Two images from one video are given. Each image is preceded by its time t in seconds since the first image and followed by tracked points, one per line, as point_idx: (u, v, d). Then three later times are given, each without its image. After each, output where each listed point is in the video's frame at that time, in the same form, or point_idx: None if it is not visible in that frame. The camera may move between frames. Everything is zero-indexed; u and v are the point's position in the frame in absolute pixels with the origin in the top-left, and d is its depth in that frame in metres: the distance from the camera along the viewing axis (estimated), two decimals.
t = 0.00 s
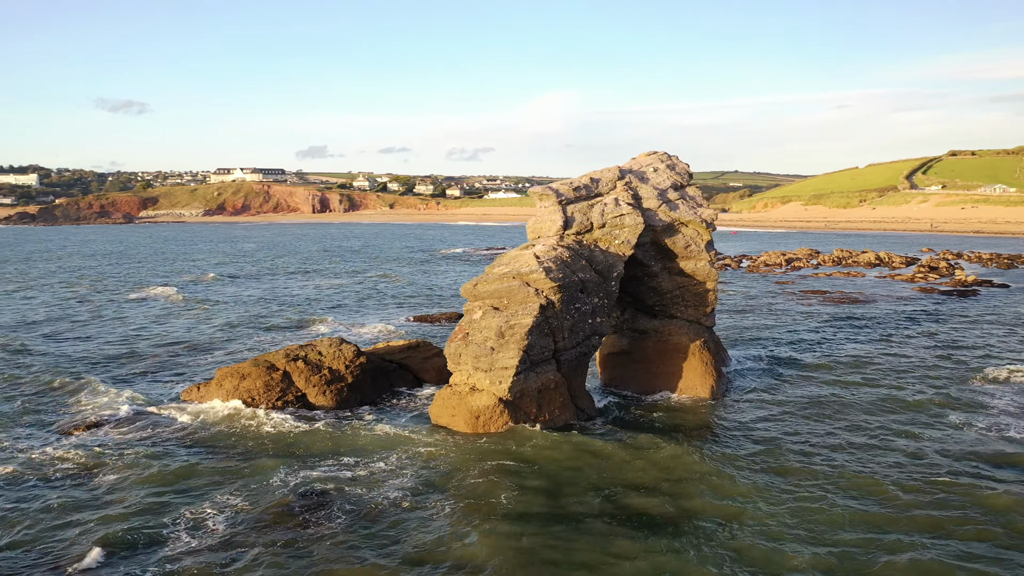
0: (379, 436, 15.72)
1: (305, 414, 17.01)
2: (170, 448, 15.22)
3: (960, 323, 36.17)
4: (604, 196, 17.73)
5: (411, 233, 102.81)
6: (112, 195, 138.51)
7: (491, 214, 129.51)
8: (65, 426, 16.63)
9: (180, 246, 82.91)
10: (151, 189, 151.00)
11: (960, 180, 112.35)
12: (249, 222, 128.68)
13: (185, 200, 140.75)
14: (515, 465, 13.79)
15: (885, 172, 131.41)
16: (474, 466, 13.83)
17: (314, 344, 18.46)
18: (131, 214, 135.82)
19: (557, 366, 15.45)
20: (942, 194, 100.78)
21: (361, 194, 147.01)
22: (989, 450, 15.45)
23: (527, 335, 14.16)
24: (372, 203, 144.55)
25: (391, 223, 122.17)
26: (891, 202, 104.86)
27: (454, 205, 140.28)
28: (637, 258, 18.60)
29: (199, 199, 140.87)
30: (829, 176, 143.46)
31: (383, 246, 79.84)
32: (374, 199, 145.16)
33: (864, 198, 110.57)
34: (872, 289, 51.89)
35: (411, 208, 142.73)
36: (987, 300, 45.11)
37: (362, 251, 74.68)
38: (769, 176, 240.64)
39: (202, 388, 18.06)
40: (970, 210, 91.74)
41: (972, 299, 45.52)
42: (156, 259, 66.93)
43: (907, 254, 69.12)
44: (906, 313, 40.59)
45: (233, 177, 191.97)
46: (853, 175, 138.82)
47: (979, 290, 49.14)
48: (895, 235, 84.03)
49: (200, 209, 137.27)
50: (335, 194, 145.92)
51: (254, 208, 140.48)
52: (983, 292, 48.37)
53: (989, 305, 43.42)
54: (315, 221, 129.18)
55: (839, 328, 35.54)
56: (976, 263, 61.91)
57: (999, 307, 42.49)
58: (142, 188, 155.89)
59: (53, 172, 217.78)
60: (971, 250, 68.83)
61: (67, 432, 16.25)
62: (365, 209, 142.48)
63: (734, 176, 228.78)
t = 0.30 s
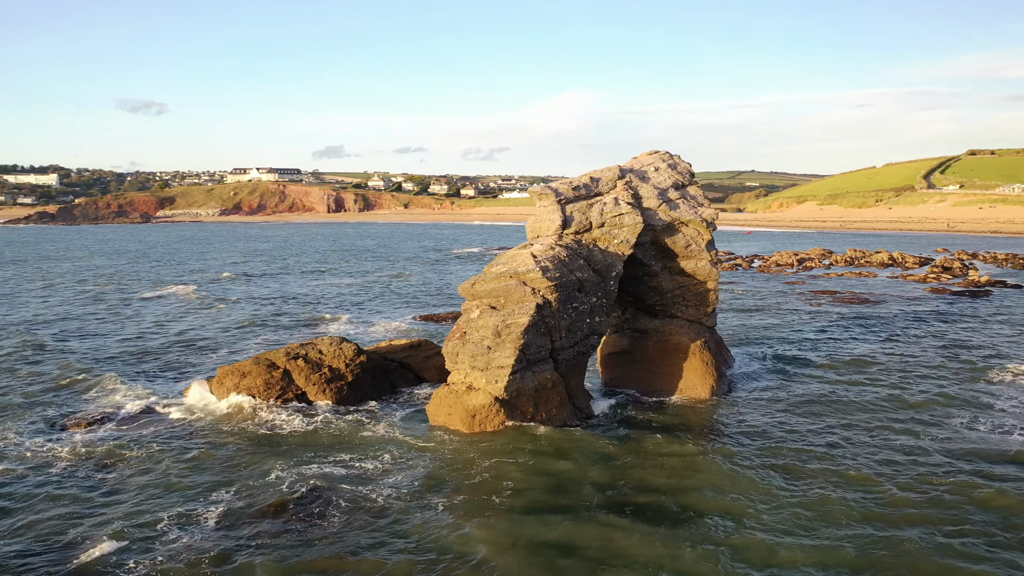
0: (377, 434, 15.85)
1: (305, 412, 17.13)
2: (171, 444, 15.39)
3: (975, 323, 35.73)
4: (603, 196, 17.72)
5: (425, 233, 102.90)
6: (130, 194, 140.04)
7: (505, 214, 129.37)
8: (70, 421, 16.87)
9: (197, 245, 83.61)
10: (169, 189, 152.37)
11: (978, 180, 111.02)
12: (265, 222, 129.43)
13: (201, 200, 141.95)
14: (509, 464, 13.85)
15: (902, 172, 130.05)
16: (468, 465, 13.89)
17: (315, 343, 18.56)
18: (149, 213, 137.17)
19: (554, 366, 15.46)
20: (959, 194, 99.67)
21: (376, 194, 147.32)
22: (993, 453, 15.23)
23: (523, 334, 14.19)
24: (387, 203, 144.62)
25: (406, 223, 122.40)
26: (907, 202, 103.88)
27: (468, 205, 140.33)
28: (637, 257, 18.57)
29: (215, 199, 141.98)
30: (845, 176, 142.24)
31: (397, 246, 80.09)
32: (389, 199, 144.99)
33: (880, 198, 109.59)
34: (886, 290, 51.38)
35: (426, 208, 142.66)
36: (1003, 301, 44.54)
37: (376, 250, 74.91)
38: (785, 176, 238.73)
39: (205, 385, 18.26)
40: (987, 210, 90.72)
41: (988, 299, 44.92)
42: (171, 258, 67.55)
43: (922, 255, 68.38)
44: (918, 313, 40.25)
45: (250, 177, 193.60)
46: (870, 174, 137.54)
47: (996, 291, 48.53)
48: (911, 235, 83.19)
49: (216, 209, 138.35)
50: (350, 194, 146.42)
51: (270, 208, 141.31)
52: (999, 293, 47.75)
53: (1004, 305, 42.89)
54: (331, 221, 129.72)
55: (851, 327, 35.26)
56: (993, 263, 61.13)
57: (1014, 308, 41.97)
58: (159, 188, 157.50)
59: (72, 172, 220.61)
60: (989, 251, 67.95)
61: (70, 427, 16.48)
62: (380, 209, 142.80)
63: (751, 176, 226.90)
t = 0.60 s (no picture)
0: (375, 432, 15.93)
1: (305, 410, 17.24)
2: (172, 443, 15.53)
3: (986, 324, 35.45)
4: (604, 196, 17.71)
5: (435, 232, 103.03)
6: (144, 195, 141.27)
7: (515, 214, 129.45)
8: (75, 418, 17.07)
9: (210, 245, 84.23)
10: (182, 189, 153.49)
11: (993, 180, 110.01)
12: (277, 222, 130.10)
13: (214, 200, 142.96)
14: (505, 463, 13.86)
15: (916, 172, 129.04)
16: (464, 465, 13.90)
17: (315, 342, 18.71)
18: (162, 213, 138.30)
19: (553, 366, 15.49)
20: (973, 194, 98.86)
21: (386, 193, 147.60)
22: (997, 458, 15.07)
23: (521, 333, 14.21)
24: (399, 203, 144.85)
25: (417, 223, 122.66)
26: (920, 202, 103.18)
27: (479, 205, 140.40)
28: (638, 257, 18.54)
29: (228, 199, 142.93)
30: (858, 176, 141.35)
31: (408, 246, 80.35)
32: (401, 199, 145.34)
33: (893, 198, 108.88)
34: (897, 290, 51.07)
35: (437, 208, 142.80)
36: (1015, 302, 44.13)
37: (386, 250, 75.18)
38: (797, 176, 237.30)
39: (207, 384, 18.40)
40: (1002, 210, 89.99)
41: (1000, 300, 44.50)
42: (183, 257, 68.08)
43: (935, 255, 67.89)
44: (927, 314, 40.03)
45: (262, 177, 194.86)
46: (883, 174, 136.60)
47: (1009, 292, 48.10)
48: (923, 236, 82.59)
49: (228, 209, 139.27)
50: (362, 194, 146.83)
51: (282, 208, 142.00)
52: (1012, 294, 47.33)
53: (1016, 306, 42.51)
54: (343, 220, 130.20)
55: (860, 328, 35.09)
56: (1006, 264, 60.60)
57: None
58: (173, 188, 158.77)
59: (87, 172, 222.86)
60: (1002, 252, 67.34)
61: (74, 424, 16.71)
62: (392, 209, 143.14)
63: (764, 176, 225.01)
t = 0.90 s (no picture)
0: (373, 432, 16.01)
1: (306, 409, 17.32)
2: (173, 441, 15.63)
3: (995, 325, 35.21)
4: (604, 196, 17.72)
5: (443, 232, 103.04)
6: (154, 195, 142.04)
7: (522, 214, 129.41)
8: (79, 416, 17.21)
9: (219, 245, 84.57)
10: (192, 189, 154.15)
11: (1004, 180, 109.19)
12: (286, 222, 130.43)
13: (224, 200, 143.54)
14: (502, 463, 13.91)
15: (925, 172, 128.24)
16: (461, 465, 13.95)
17: (316, 342, 18.81)
18: (171, 213, 138.99)
19: (552, 365, 15.52)
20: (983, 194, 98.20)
21: (395, 193, 147.73)
22: (999, 459, 14.96)
23: (520, 333, 14.25)
24: (407, 203, 144.90)
25: (426, 223, 122.68)
26: (930, 202, 102.60)
27: (487, 205, 140.37)
28: (638, 257, 18.53)
29: (237, 199, 143.50)
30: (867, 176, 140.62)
31: (416, 246, 80.37)
32: (409, 199, 145.38)
33: (903, 198, 108.31)
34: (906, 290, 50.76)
35: (445, 208, 142.83)
36: None
37: (393, 250, 75.28)
38: (807, 176, 236.06)
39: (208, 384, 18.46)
40: (1012, 210, 89.36)
41: (1009, 301, 44.18)
42: (191, 257, 68.44)
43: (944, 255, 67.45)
44: (935, 314, 39.79)
45: (271, 176, 195.65)
46: (893, 174, 135.85)
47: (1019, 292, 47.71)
48: (932, 236, 82.08)
49: (237, 209, 139.79)
50: (371, 194, 146.98)
51: (290, 208, 142.41)
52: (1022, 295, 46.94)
53: None
54: (351, 220, 130.42)
55: (867, 327, 34.91)
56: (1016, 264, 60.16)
57: None
58: (183, 188, 159.53)
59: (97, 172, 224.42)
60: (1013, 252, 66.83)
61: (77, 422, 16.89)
62: (400, 208, 143.31)
63: (774, 176, 223.78)
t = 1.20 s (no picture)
0: (373, 431, 16.07)
1: (307, 409, 17.35)
2: (174, 441, 15.68)
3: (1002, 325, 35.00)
4: (604, 195, 17.72)
5: (450, 232, 103.00)
6: (164, 195, 142.73)
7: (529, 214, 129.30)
8: (83, 415, 17.31)
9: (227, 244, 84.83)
10: (201, 189, 154.70)
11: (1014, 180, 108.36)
12: (294, 221, 130.67)
13: (232, 200, 144.04)
14: (500, 463, 13.93)
15: (935, 172, 127.42)
16: (459, 465, 13.99)
17: (317, 341, 18.88)
18: (181, 213, 139.64)
19: (551, 365, 15.53)
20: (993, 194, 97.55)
21: (402, 193, 147.85)
22: (1003, 459, 14.82)
23: (519, 333, 14.28)
24: (415, 203, 144.94)
25: (433, 223, 122.66)
26: (939, 202, 102.00)
27: (495, 204, 140.28)
28: (639, 257, 18.51)
29: (246, 199, 144.02)
30: (876, 176, 139.83)
31: (423, 246, 80.37)
32: (416, 199, 145.39)
33: (912, 199, 107.70)
34: (913, 291, 50.50)
35: (453, 208, 142.69)
36: None
37: (400, 250, 75.39)
38: (815, 176, 234.88)
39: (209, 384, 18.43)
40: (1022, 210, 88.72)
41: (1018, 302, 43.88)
42: (199, 256, 68.76)
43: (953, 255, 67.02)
44: (942, 314, 39.56)
45: (280, 176, 196.42)
46: (902, 174, 135.10)
47: None
48: (941, 236, 81.58)
49: (246, 209, 140.28)
50: (379, 194, 147.03)
51: (299, 208, 142.79)
52: None
53: None
54: (359, 220, 130.56)
55: (873, 327, 34.74)
56: None
57: None
58: (201, 188, 160.32)
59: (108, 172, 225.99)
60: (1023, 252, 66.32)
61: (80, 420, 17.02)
62: (408, 208, 143.39)
63: (783, 176, 222.52)
